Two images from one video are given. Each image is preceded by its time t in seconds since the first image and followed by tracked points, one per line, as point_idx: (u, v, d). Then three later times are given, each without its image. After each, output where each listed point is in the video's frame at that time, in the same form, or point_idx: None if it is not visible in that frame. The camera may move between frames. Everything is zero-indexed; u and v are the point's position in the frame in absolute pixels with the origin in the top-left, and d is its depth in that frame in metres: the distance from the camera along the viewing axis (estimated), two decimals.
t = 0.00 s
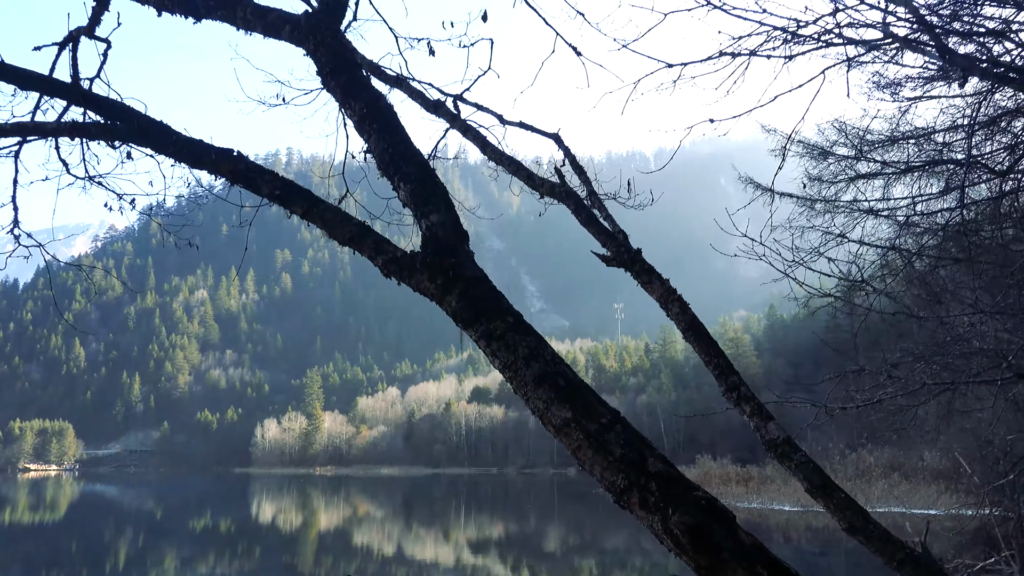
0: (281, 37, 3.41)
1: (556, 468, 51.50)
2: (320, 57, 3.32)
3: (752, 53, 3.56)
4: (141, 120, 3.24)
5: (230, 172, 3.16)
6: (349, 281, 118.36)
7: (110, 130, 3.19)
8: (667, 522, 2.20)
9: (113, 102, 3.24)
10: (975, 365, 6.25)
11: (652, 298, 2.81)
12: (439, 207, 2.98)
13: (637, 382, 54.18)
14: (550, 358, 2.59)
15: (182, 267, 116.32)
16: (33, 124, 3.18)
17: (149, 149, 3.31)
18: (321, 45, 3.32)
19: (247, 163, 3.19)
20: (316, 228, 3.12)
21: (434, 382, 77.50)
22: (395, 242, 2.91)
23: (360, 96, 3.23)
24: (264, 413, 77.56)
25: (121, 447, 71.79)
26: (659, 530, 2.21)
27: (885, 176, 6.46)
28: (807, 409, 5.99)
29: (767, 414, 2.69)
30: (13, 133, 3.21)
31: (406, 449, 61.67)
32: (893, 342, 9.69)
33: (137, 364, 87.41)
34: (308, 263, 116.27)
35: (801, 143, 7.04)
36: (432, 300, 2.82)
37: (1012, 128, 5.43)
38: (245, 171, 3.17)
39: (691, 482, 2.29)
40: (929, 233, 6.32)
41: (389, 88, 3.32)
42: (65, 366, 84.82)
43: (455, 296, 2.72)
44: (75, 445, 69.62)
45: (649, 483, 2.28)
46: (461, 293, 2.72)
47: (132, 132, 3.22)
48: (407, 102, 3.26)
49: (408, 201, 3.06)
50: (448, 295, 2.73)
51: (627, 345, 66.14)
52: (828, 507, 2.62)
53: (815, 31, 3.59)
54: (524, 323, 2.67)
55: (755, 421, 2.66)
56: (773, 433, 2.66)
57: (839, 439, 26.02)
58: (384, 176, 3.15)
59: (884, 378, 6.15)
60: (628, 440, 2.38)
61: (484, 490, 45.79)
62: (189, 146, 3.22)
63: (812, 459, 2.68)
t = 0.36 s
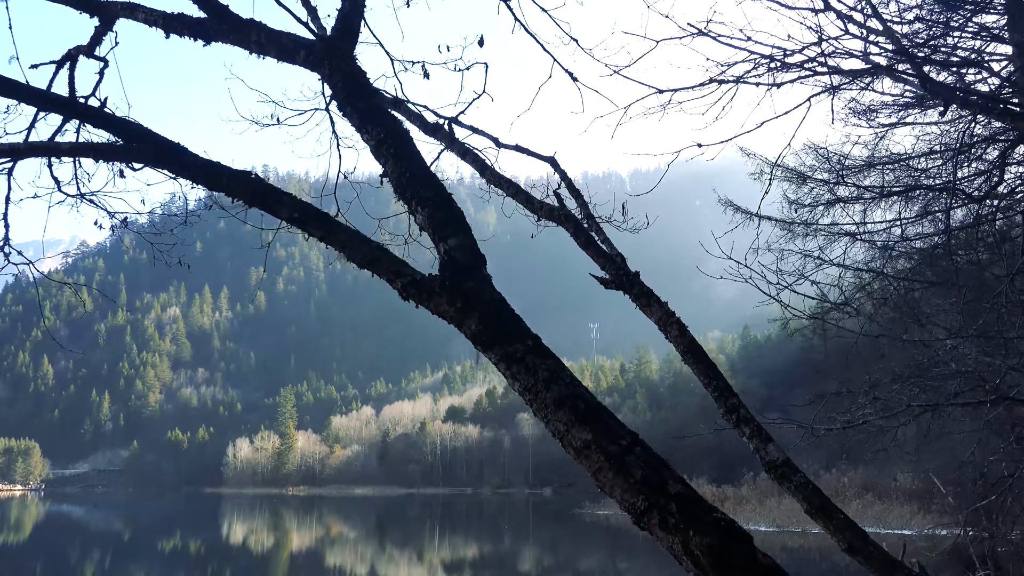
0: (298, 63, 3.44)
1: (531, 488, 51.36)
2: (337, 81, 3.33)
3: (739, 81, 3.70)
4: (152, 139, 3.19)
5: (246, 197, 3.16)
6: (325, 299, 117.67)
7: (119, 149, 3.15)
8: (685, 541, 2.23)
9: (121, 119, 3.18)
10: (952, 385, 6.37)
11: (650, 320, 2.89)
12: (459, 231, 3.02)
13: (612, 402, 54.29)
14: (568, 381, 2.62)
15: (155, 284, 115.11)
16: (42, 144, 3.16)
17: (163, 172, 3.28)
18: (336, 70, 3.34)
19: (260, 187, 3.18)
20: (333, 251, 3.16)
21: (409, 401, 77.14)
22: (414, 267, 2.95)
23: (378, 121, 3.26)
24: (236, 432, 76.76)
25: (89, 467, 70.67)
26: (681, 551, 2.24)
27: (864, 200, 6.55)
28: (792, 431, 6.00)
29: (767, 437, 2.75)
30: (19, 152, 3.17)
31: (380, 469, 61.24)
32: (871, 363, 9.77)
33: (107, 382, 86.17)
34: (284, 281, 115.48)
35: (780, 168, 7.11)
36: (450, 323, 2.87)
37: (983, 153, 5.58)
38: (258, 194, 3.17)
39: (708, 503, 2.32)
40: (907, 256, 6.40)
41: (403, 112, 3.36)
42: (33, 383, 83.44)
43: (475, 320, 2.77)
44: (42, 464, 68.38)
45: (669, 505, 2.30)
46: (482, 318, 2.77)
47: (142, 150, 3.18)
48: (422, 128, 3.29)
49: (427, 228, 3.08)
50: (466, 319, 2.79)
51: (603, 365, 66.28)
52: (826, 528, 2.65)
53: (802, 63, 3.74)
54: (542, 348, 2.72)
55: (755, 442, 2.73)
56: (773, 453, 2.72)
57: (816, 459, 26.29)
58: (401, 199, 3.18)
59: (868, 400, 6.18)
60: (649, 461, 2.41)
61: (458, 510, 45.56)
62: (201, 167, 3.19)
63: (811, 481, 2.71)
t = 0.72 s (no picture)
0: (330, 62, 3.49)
1: (514, 496, 51.37)
2: (372, 83, 3.44)
3: (740, 89, 3.84)
4: (191, 137, 3.22)
5: (288, 197, 3.24)
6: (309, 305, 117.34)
7: (160, 148, 3.18)
8: (734, 544, 2.43)
9: (160, 117, 3.19)
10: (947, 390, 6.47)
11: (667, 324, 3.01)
12: (502, 232, 3.16)
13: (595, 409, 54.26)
14: (617, 385, 2.77)
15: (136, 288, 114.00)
16: (77, 143, 3.15)
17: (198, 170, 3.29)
18: (369, 73, 3.46)
19: (300, 184, 3.25)
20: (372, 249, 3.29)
21: (392, 407, 76.91)
22: (459, 267, 3.08)
23: (417, 123, 3.39)
24: (217, 438, 76.18)
25: (67, 473, 69.98)
26: (732, 553, 2.43)
27: (856, 209, 6.63)
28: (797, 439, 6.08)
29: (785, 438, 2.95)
30: (52, 147, 3.16)
31: (363, 475, 60.95)
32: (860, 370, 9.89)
33: (86, 388, 85.38)
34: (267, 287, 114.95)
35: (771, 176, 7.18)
36: (493, 321, 3.01)
37: (975, 163, 5.66)
38: (299, 193, 3.26)
39: (755, 505, 2.52)
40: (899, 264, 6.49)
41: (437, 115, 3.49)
42: (11, 389, 82.59)
43: (520, 320, 2.91)
44: (19, 470, 67.62)
45: (721, 508, 2.48)
46: (527, 321, 2.90)
47: (179, 149, 3.20)
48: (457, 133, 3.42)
49: (471, 228, 3.22)
50: (511, 319, 2.93)
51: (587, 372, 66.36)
52: (850, 531, 2.68)
53: (802, 74, 3.92)
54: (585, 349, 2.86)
55: (776, 447, 2.76)
56: (797, 458, 2.74)
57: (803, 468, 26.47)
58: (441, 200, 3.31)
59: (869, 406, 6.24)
60: (700, 463, 2.58)
61: (441, 517, 45.44)
62: (242, 165, 3.23)
63: (834, 487, 2.73)
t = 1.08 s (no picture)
0: (372, 43, 3.50)
1: (509, 495, 51.35)
2: (412, 63, 3.42)
3: (757, 84, 3.93)
4: (232, 119, 3.29)
5: (332, 179, 3.23)
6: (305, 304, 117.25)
7: (202, 130, 3.26)
8: (798, 533, 2.43)
9: (203, 97, 3.26)
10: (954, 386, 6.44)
11: (696, 317, 3.37)
12: (549, 216, 3.15)
13: (591, 408, 54.20)
14: (673, 370, 2.75)
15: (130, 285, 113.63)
16: (121, 124, 3.25)
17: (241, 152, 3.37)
18: (411, 56, 3.44)
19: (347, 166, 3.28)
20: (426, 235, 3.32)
21: (387, 406, 76.72)
22: (511, 253, 3.09)
23: (462, 106, 3.37)
24: (211, 436, 76.06)
25: (60, 470, 69.74)
26: (790, 542, 2.43)
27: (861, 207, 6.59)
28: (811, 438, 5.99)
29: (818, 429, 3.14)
30: (96, 131, 3.26)
31: (358, 474, 60.79)
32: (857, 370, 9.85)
33: (80, 385, 85.08)
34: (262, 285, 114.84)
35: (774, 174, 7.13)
36: (545, 310, 3.03)
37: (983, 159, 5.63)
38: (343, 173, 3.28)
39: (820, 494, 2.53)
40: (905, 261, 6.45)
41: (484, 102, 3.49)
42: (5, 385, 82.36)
43: (574, 306, 2.90)
44: (12, 467, 67.40)
45: (781, 495, 2.47)
46: (580, 304, 2.89)
47: (225, 131, 3.27)
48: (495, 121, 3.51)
49: (518, 212, 3.20)
50: (564, 306, 2.93)
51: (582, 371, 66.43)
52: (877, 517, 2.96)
53: (814, 71, 4.02)
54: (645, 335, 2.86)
55: (806, 437, 3.13)
56: (829, 451, 3.09)
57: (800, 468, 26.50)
58: (489, 183, 3.30)
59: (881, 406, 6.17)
60: (756, 449, 2.58)
61: (436, 516, 45.37)
62: (285, 149, 3.28)
63: (864, 476, 3.04)
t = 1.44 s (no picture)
0: (410, 29, 3.44)
1: (510, 490, 51.35)
2: (451, 51, 3.37)
3: (774, 75, 3.93)
4: (273, 104, 3.26)
5: (377, 166, 3.22)
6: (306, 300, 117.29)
7: (241, 115, 3.22)
8: (850, 518, 2.46)
9: (244, 82, 3.25)
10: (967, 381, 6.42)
11: (724, 308, 3.37)
12: (593, 205, 3.14)
13: (592, 404, 54.16)
14: (722, 358, 2.77)
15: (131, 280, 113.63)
16: (159, 109, 3.23)
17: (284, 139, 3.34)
18: (449, 42, 3.38)
19: (387, 151, 3.25)
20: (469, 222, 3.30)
21: (388, 401, 76.69)
22: (553, 239, 3.10)
23: (505, 90, 3.31)
24: (212, 432, 76.09)
25: (62, 465, 69.85)
26: (841, 528, 2.47)
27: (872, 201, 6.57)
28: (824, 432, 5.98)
29: (850, 425, 2.95)
30: (134, 117, 3.25)
31: (359, 469, 60.76)
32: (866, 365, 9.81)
33: (82, 380, 85.19)
34: (263, 280, 114.87)
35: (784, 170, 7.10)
36: (588, 297, 3.06)
37: (990, 152, 5.61)
38: (385, 158, 3.24)
39: (869, 481, 2.53)
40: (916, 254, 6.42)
41: (523, 87, 3.40)
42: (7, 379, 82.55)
43: (619, 294, 2.93)
44: (14, 462, 67.56)
45: (830, 483, 2.51)
46: (628, 293, 2.91)
47: (268, 117, 3.24)
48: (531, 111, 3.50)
49: (564, 200, 3.17)
50: (613, 292, 2.94)
51: (583, 367, 66.45)
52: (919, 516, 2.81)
53: (833, 62, 4.01)
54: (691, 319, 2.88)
55: (841, 429, 2.98)
56: (862, 444, 2.95)
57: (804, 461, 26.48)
58: (534, 169, 3.26)
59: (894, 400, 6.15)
60: (807, 436, 2.61)
61: (437, 511, 45.39)
62: (329, 134, 3.25)
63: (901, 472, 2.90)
